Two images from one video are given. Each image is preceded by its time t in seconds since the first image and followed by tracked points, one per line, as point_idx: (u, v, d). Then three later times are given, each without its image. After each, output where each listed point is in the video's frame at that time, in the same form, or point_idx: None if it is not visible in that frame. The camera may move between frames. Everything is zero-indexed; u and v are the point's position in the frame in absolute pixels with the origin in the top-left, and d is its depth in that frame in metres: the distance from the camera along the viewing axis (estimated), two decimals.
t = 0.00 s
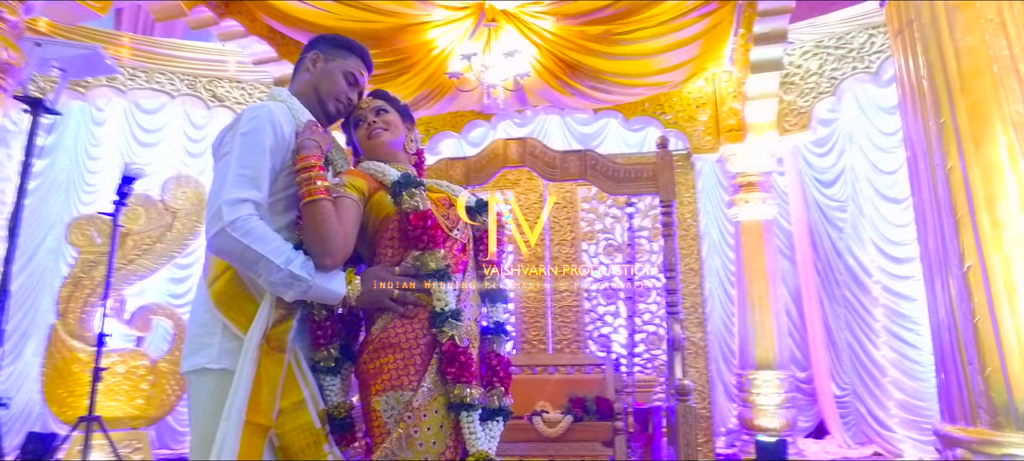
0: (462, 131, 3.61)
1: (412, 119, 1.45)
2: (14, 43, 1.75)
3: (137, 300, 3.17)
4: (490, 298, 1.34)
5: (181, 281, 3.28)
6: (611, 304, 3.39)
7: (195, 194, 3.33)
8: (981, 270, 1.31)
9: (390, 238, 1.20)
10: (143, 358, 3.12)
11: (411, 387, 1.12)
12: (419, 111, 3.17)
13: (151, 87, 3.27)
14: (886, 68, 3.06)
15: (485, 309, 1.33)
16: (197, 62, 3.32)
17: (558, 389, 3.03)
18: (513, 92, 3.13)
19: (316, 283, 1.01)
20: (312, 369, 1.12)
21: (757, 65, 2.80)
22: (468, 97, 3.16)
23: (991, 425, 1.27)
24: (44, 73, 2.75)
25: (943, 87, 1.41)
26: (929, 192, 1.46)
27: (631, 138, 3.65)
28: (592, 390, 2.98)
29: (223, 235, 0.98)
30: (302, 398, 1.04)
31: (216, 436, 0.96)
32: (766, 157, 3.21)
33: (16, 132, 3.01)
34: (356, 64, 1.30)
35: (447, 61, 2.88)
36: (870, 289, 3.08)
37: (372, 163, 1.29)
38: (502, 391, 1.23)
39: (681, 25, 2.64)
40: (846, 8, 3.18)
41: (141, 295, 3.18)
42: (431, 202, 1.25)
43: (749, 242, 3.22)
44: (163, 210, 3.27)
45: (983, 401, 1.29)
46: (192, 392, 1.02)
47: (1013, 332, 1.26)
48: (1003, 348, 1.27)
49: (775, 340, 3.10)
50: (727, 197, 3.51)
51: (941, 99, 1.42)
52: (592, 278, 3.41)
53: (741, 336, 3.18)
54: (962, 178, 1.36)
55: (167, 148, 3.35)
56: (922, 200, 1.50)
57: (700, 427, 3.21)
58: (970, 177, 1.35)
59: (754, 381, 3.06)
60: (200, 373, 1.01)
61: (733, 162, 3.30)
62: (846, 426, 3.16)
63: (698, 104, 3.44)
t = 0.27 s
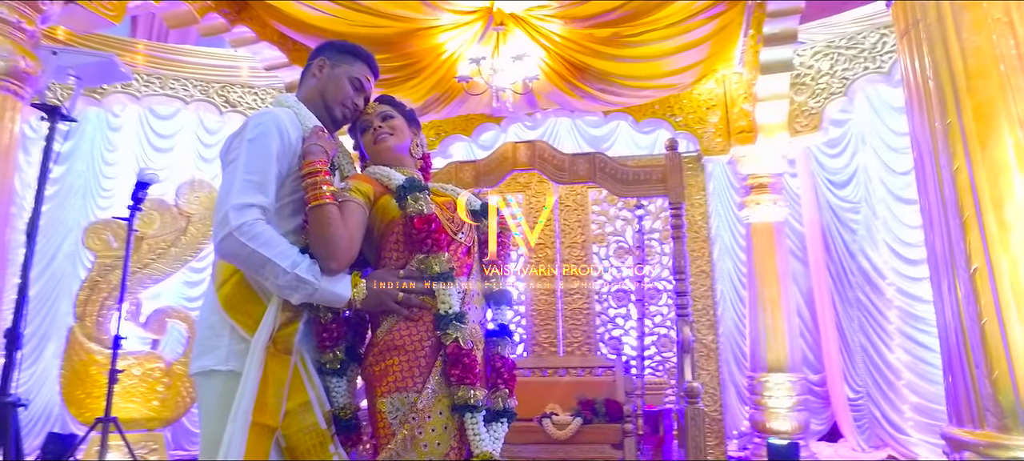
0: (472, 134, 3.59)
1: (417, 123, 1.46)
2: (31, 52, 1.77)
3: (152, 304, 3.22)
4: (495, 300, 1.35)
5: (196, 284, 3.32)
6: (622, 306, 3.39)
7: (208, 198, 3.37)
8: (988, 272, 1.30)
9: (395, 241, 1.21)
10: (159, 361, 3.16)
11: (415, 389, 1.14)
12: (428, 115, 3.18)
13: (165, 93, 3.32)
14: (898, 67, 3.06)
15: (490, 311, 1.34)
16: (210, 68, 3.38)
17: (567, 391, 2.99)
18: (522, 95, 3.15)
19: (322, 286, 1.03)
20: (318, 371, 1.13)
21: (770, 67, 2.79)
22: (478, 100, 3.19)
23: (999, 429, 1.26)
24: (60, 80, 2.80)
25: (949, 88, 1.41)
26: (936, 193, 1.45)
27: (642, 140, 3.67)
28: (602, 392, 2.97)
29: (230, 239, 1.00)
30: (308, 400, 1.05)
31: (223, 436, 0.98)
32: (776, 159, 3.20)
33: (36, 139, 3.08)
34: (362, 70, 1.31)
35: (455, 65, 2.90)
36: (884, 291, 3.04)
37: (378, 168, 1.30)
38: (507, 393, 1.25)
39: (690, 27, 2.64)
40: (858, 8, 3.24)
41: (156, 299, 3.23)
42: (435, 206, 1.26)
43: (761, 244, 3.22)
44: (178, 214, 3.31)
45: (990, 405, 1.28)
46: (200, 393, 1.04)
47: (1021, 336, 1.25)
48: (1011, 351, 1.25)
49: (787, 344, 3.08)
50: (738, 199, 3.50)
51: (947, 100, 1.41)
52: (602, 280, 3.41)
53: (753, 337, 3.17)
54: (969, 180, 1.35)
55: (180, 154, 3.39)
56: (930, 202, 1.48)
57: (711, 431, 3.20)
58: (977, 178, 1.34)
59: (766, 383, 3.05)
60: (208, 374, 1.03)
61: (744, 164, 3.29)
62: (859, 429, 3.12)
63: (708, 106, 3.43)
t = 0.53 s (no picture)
0: (481, 137, 3.62)
1: (423, 128, 1.48)
2: (46, 60, 1.78)
3: (166, 307, 3.27)
4: (500, 303, 1.36)
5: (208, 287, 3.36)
6: (631, 309, 3.39)
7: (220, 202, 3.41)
8: (993, 273, 1.29)
9: (399, 245, 1.22)
10: (172, 364, 3.20)
11: (419, 391, 1.15)
12: (437, 119, 3.20)
13: (177, 98, 3.35)
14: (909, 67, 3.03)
15: (494, 314, 1.35)
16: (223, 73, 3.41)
17: (576, 393, 2.99)
18: (529, 98, 3.14)
19: (326, 289, 1.04)
20: (324, 372, 1.15)
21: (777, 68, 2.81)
22: (485, 103, 3.20)
23: (1005, 431, 1.25)
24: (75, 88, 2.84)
25: (954, 88, 1.40)
26: (941, 194, 1.44)
27: (652, 143, 3.65)
28: (610, 394, 2.97)
29: (237, 243, 1.01)
30: (314, 402, 1.06)
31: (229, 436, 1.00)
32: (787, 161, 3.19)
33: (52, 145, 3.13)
34: (367, 75, 1.33)
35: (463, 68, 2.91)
36: (896, 293, 3.02)
37: (383, 172, 1.31)
38: (510, 395, 1.27)
39: (699, 28, 2.64)
40: (869, 8, 3.19)
41: (170, 302, 3.28)
42: (439, 209, 1.27)
43: (771, 245, 3.21)
44: (190, 218, 3.35)
45: (996, 406, 1.27)
46: (208, 394, 1.06)
47: None
48: (1016, 353, 1.25)
49: (797, 346, 3.08)
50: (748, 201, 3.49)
51: (952, 100, 1.40)
52: (612, 283, 3.42)
53: (763, 339, 3.16)
54: (974, 180, 1.34)
55: (193, 158, 3.43)
56: (935, 202, 1.47)
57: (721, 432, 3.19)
58: (982, 178, 1.33)
59: (776, 386, 3.03)
60: (215, 376, 1.05)
61: (754, 166, 3.29)
62: (871, 432, 3.06)
63: (717, 108, 3.41)
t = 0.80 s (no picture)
0: (490, 140, 3.62)
1: (427, 132, 1.49)
2: (60, 67, 1.81)
3: (178, 309, 3.30)
4: (503, 305, 1.37)
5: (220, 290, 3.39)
6: (639, 311, 3.39)
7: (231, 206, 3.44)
8: (998, 274, 1.29)
9: (403, 248, 1.24)
10: (184, 366, 3.24)
11: (422, 392, 1.16)
12: (445, 122, 3.24)
13: (188, 103, 3.39)
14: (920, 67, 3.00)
15: (496, 317, 1.36)
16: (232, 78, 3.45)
17: (584, 396, 3.02)
18: (537, 101, 3.18)
19: (330, 292, 1.05)
20: (328, 374, 1.16)
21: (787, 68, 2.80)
22: (493, 106, 3.22)
23: (1010, 434, 1.24)
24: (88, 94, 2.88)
25: (957, 90, 1.39)
26: (945, 195, 1.44)
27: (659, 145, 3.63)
28: (617, 397, 3.00)
29: (242, 247, 1.03)
30: (318, 403, 1.07)
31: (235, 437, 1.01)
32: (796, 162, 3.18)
33: (66, 151, 3.18)
34: (372, 81, 1.35)
35: (471, 71, 2.94)
36: (907, 294, 2.97)
37: (387, 176, 1.32)
38: (513, 396, 1.28)
39: (706, 30, 2.62)
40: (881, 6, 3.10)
41: (182, 305, 3.32)
42: (443, 213, 1.28)
43: (780, 246, 3.20)
44: (201, 222, 3.39)
45: (1000, 409, 1.26)
46: (215, 395, 1.08)
47: None
48: (1020, 356, 1.23)
49: (807, 349, 3.06)
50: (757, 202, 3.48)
51: (956, 101, 1.39)
52: (620, 285, 3.42)
53: (772, 341, 3.15)
54: (978, 182, 1.34)
55: (205, 162, 3.48)
56: (939, 202, 1.46)
57: (730, 435, 3.25)
58: (985, 180, 1.32)
59: (786, 388, 3.04)
60: (222, 377, 1.07)
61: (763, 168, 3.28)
62: (883, 435, 3.03)
63: (725, 109, 3.41)
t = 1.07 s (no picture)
0: (499, 143, 3.64)
1: (432, 136, 1.51)
2: (74, 75, 1.85)
3: (192, 313, 3.35)
4: (507, 308, 1.38)
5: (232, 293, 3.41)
6: (650, 313, 3.38)
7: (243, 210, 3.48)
8: (1002, 277, 1.28)
9: (407, 252, 1.24)
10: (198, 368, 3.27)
11: (426, 394, 1.18)
12: (454, 126, 3.22)
13: (201, 109, 3.48)
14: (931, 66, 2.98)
15: (501, 319, 1.37)
16: (244, 84, 3.52)
17: (593, 398, 3.04)
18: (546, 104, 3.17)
19: (336, 296, 1.07)
20: (334, 376, 1.16)
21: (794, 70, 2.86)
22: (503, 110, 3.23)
23: (1016, 437, 1.23)
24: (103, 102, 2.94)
25: (961, 91, 1.39)
26: (950, 196, 1.43)
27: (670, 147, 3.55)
28: (626, 399, 3.04)
29: (249, 252, 1.05)
30: (325, 405, 1.09)
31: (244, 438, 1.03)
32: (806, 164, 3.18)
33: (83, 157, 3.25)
34: (378, 86, 1.37)
35: (479, 75, 2.93)
36: (921, 297, 2.89)
37: (393, 181, 1.34)
38: (517, 399, 1.29)
39: (714, 32, 2.62)
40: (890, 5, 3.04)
41: (196, 308, 3.36)
42: (447, 217, 1.29)
43: (791, 248, 3.19)
44: (214, 226, 3.43)
45: (1007, 412, 1.25)
46: (224, 397, 1.10)
47: None
48: None
49: (818, 350, 3.06)
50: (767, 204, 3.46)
51: (961, 102, 1.39)
52: (630, 287, 3.43)
53: (783, 343, 3.15)
54: (983, 183, 1.33)
55: (217, 167, 3.51)
56: (944, 203, 1.46)
57: (740, 438, 3.20)
58: (990, 181, 1.32)
59: (797, 391, 3.05)
60: (231, 379, 1.09)
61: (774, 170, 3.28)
62: (897, 438, 2.96)
63: (736, 110, 3.43)
